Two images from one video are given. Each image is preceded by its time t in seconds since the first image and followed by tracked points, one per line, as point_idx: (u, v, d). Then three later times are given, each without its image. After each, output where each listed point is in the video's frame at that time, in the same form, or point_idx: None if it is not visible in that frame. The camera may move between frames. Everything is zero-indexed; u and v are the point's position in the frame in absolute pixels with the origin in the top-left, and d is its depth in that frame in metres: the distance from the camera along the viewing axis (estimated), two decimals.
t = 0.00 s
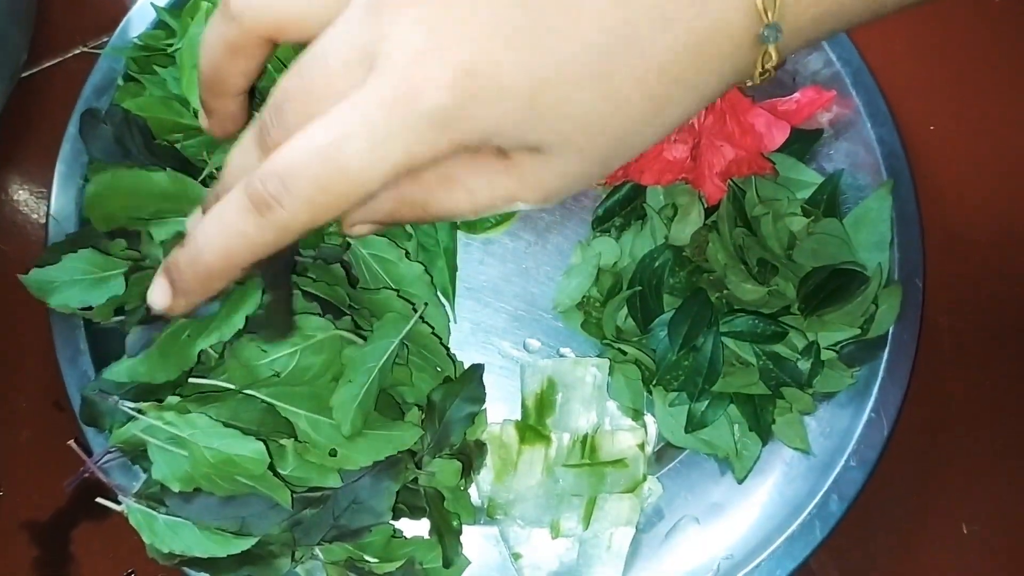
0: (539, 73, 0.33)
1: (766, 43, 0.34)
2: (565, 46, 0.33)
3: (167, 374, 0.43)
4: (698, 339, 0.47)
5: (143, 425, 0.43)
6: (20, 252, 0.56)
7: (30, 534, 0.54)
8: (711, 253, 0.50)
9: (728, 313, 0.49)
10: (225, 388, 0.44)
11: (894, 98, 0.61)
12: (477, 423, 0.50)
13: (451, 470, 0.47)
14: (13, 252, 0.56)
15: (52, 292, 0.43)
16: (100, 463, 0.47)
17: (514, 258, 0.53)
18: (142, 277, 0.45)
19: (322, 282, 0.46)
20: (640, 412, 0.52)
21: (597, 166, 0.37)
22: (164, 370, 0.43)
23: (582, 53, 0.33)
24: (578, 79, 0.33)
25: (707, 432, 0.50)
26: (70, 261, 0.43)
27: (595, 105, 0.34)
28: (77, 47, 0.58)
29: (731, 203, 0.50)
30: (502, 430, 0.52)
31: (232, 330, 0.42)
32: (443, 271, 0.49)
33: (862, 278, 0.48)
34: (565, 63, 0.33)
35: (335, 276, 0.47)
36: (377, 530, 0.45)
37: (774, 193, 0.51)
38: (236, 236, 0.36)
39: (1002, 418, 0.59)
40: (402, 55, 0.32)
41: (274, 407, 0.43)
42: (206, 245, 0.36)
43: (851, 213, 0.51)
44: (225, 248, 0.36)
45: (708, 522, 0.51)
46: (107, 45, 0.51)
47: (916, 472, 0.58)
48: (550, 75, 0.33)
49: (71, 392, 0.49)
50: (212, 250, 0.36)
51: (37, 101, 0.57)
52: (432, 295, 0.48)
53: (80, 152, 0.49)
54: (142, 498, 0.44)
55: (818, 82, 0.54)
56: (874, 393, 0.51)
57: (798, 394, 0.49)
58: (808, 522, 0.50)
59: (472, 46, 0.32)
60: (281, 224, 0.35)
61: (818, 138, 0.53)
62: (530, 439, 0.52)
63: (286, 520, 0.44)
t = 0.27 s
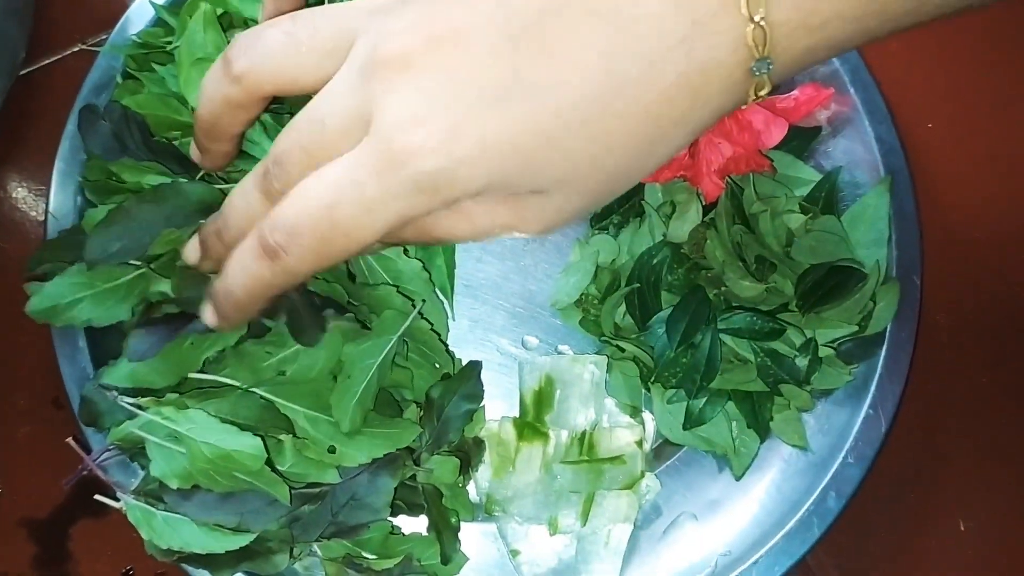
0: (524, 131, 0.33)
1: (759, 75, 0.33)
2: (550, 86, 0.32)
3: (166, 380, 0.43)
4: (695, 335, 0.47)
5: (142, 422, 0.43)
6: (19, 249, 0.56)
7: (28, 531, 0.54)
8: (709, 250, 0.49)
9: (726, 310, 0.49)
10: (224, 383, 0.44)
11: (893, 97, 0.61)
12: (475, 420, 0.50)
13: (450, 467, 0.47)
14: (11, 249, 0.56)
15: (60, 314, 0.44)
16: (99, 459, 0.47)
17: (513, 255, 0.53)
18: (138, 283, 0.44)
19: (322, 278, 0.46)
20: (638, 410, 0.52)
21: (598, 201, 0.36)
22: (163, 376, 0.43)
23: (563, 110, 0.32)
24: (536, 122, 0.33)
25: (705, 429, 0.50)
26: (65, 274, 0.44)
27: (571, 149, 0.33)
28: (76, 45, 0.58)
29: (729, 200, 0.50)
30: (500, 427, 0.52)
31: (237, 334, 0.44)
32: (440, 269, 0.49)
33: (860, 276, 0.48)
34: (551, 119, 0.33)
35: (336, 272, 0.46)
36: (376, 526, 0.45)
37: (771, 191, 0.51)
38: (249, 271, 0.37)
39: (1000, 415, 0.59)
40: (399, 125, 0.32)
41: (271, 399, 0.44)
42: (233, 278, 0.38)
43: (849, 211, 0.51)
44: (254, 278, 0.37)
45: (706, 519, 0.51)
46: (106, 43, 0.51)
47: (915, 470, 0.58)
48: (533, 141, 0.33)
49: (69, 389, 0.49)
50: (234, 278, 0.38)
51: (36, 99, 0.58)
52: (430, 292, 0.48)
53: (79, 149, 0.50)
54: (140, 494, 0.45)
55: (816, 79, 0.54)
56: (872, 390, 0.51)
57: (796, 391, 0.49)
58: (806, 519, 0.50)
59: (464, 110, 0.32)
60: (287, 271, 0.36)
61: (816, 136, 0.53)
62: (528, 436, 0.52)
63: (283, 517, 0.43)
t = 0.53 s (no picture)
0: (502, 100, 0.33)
1: (745, 60, 0.35)
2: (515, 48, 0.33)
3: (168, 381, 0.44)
4: (693, 335, 0.48)
5: (140, 423, 0.43)
6: (18, 250, 0.56)
7: (27, 532, 0.54)
8: (706, 250, 0.49)
9: (724, 311, 0.49)
10: (224, 384, 0.45)
11: (891, 98, 0.61)
12: (475, 420, 0.50)
13: (449, 468, 0.47)
14: (10, 250, 0.56)
15: (50, 309, 0.44)
16: (98, 460, 0.47)
17: (511, 255, 0.53)
18: (133, 286, 0.44)
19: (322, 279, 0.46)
20: (636, 410, 0.52)
21: (588, 175, 0.37)
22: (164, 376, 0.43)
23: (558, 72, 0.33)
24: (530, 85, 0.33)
25: (703, 430, 0.50)
26: (62, 273, 0.44)
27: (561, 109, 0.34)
28: (74, 45, 0.58)
29: (727, 200, 0.50)
30: (499, 428, 0.52)
31: (237, 342, 0.44)
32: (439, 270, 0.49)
33: (858, 275, 0.48)
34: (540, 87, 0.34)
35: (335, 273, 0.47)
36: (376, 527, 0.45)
37: (769, 192, 0.51)
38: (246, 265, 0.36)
39: (997, 414, 0.59)
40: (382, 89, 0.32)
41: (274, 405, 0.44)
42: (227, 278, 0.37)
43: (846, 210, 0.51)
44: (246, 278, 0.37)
45: (704, 518, 0.51)
46: (104, 43, 0.51)
47: (912, 469, 0.58)
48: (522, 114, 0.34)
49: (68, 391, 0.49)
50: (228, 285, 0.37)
51: (34, 100, 0.57)
52: (427, 292, 0.48)
53: (77, 150, 0.50)
54: (140, 495, 0.45)
55: (813, 80, 0.54)
56: (869, 390, 0.51)
57: (793, 391, 0.49)
58: (804, 519, 0.50)
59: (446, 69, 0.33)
60: (289, 253, 0.35)
61: (814, 136, 0.53)
62: (526, 436, 0.53)
63: (283, 517, 0.43)
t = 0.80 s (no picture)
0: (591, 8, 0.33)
1: None
2: None
3: (165, 380, 0.43)
4: (691, 334, 0.47)
5: (138, 423, 0.43)
6: (17, 252, 0.56)
7: (27, 533, 0.54)
8: (705, 249, 0.49)
9: (723, 310, 0.49)
10: (222, 384, 0.44)
11: (891, 97, 0.61)
12: (473, 419, 0.50)
13: (448, 468, 0.47)
14: (9, 251, 0.57)
15: (49, 310, 0.44)
16: (97, 459, 0.47)
17: (510, 254, 0.53)
18: (132, 285, 0.44)
19: (319, 279, 0.46)
20: (637, 408, 0.51)
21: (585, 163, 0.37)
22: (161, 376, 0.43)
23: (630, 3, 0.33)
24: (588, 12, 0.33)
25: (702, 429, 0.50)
26: (59, 274, 0.44)
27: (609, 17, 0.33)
28: (72, 46, 0.58)
29: (725, 199, 0.50)
30: (498, 427, 0.52)
31: (237, 338, 0.43)
32: (438, 270, 0.49)
33: (857, 274, 0.48)
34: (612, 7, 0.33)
35: (333, 273, 0.46)
36: (375, 527, 0.45)
37: (768, 190, 0.50)
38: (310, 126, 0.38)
39: (998, 414, 0.59)
40: None
41: (273, 405, 0.44)
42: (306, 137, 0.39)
43: (846, 209, 0.51)
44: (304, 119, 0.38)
45: (705, 517, 0.51)
46: (102, 43, 0.51)
47: (912, 468, 0.58)
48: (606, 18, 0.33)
49: (67, 391, 0.49)
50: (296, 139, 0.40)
51: (33, 100, 0.57)
52: (425, 291, 0.48)
53: (75, 151, 0.50)
54: (138, 494, 0.45)
55: (812, 79, 0.54)
56: (867, 388, 0.51)
57: (793, 390, 0.49)
58: (803, 518, 0.51)
59: None
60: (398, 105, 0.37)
61: (812, 135, 0.53)
62: (525, 435, 0.52)
63: (281, 517, 0.43)
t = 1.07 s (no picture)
0: None
1: None
2: None
3: (166, 379, 0.43)
4: (689, 334, 0.48)
5: (138, 421, 0.44)
6: (18, 253, 0.57)
7: (27, 531, 0.54)
8: (704, 248, 0.49)
9: (721, 309, 0.49)
10: (221, 382, 0.44)
11: (889, 97, 0.61)
12: (471, 418, 0.50)
13: (447, 466, 0.47)
14: (11, 252, 0.57)
15: (49, 309, 0.44)
16: (96, 458, 0.47)
17: (508, 254, 0.53)
18: (132, 284, 0.45)
19: (319, 279, 0.47)
20: (634, 407, 0.52)
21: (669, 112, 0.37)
22: (163, 374, 0.43)
23: None
24: None
25: (700, 427, 0.50)
26: (59, 273, 0.44)
27: None
28: (72, 46, 0.58)
29: (723, 198, 0.49)
30: (496, 425, 0.52)
31: (237, 337, 0.44)
32: (438, 269, 0.49)
33: (854, 274, 0.49)
34: None
35: (332, 271, 0.47)
36: (374, 525, 0.45)
37: (766, 190, 0.50)
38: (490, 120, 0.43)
39: (996, 412, 0.59)
40: None
41: (273, 403, 0.44)
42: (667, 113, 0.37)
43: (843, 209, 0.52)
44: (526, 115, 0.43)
45: (703, 515, 0.52)
46: (103, 44, 0.51)
47: (909, 467, 0.58)
48: None
49: (68, 389, 0.49)
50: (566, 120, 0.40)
51: (33, 100, 0.58)
52: (424, 289, 0.47)
53: (76, 150, 0.50)
54: (138, 492, 0.45)
55: (810, 78, 0.54)
56: (864, 385, 0.51)
57: (789, 387, 0.49)
58: (800, 515, 0.51)
59: None
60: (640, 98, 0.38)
61: (809, 135, 0.53)
62: (524, 434, 0.53)
63: (281, 515, 0.44)
